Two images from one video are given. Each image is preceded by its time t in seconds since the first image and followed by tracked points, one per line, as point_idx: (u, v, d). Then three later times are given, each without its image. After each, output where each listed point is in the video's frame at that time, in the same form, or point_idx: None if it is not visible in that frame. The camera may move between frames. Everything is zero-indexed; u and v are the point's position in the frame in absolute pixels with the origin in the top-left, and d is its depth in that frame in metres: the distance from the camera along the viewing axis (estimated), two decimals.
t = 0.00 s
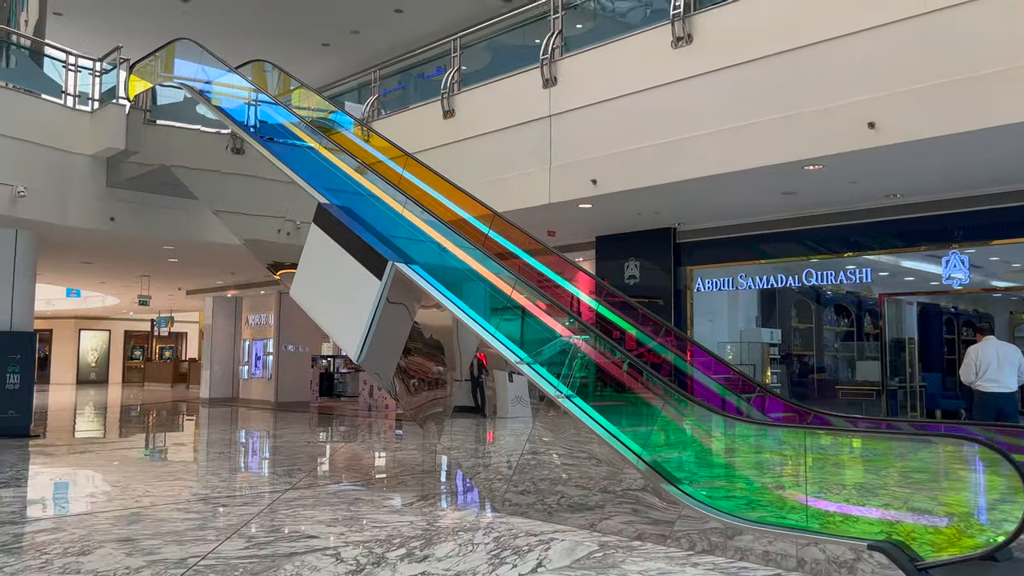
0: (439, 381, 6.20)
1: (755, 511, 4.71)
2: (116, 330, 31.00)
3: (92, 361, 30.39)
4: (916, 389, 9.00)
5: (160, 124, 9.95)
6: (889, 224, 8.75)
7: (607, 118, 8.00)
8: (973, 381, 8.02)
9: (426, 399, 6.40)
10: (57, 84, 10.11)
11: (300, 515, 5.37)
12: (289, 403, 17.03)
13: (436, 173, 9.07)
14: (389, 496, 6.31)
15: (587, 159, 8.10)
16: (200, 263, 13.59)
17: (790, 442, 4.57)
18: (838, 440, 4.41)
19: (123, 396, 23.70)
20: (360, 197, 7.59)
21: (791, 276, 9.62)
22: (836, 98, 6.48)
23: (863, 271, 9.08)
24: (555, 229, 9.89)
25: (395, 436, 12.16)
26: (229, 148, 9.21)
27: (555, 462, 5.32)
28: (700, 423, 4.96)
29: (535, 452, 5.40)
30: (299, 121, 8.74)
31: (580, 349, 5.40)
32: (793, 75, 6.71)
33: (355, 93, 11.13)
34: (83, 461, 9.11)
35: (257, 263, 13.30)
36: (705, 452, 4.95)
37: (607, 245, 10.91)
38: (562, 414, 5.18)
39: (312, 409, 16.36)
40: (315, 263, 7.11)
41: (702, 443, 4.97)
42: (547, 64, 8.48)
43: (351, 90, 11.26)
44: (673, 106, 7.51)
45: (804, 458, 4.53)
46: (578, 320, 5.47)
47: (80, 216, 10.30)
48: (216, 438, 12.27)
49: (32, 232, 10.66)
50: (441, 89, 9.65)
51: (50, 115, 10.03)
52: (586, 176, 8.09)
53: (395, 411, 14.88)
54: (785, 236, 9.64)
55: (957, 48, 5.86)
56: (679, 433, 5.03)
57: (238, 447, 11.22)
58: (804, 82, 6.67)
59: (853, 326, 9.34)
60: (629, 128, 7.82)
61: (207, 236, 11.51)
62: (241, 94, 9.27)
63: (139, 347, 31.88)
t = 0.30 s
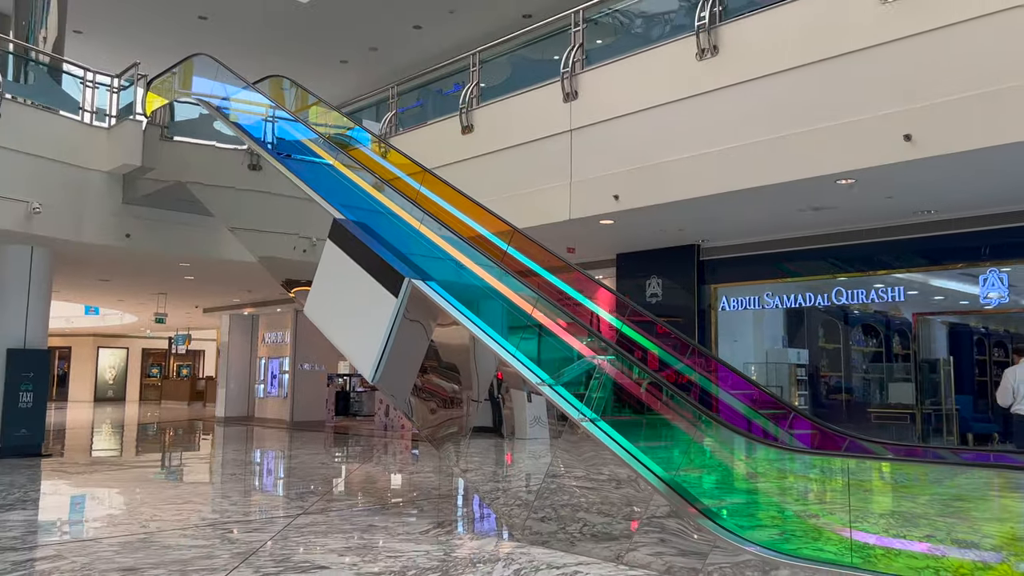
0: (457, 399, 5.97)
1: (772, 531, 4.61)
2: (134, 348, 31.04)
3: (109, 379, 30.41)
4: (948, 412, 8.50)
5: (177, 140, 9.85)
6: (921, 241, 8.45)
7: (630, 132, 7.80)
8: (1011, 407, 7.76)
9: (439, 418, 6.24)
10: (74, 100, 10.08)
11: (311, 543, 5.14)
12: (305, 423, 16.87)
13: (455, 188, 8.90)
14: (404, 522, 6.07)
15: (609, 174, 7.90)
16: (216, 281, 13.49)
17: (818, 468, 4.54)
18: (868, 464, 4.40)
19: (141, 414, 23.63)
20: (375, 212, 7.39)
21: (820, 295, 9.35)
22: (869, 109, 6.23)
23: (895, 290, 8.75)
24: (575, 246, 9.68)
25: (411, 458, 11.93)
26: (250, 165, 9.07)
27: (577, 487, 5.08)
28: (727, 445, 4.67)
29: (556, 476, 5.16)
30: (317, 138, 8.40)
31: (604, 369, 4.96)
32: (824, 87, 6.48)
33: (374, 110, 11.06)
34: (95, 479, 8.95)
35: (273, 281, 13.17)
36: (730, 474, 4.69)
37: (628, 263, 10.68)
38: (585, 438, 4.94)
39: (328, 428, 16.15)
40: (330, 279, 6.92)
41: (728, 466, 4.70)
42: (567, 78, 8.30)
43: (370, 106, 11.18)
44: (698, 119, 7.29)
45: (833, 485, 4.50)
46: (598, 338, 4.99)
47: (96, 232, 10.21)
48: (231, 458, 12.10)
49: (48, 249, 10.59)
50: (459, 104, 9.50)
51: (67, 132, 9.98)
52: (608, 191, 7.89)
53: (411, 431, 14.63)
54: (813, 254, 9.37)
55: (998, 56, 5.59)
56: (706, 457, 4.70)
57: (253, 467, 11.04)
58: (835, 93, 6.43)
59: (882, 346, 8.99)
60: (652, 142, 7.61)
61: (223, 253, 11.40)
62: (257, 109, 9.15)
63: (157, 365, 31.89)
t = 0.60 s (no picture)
0: (486, 417, 5.73)
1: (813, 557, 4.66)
2: (163, 365, 31.24)
3: (139, 395, 30.64)
4: (997, 437, 8.05)
5: (205, 156, 9.79)
6: (970, 258, 8.10)
7: (663, 145, 7.58)
8: None
9: (466, 437, 6.02)
10: (106, 117, 10.15)
11: (333, 569, 4.93)
12: (331, 441, 16.74)
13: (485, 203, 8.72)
14: (429, 549, 5.84)
15: (642, 188, 7.68)
16: (243, 298, 13.44)
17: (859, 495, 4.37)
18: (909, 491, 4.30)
19: (169, 432, 23.68)
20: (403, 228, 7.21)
21: (862, 314, 8.98)
22: (917, 119, 5.96)
23: (941, 309, 8.38)
24: (607, 262, 9.44)
25: (437, 478, 11.70)
26: (280, 183, 8.86)
27: (608, 513, 4.82)
28: (760, 464, 4.68)
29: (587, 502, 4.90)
30: (348, 154, 8.34)
31: (640, 392, 4.70)
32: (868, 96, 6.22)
33: (402, 126, 10.97)
34: (118, 497, 8.85)
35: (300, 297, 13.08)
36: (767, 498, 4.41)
37: (660, 280, 10.41)
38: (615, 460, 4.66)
39: (354, 447, 15.98)
40: (355, 296, 6.74)
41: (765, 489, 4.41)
42: (599, 90, 8.12)
43: (398, 122, 11.09)
44: (734, 131, 7.06)
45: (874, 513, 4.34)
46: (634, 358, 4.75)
47: (124, 249, 10.18)
48: (256, 476, 11.97)
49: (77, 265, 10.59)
50: (488, 118, 9.36)
51: (97, 148, 9.99)
52: (641, 206, 7.67)
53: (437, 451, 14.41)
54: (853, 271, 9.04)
55: None
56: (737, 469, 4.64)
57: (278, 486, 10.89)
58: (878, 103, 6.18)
59: (925, 368, 8.60)
60: (686, 155, 7.39)
61: (249, 269, 11.32)
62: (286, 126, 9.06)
63: (186, 382, 32.07)
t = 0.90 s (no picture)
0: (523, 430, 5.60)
1: None
2: (202, 380, 31.52)
3: (179, 410, 30.93)
4: None
5: (242, 170, 9.78)
6: None
7: (707, 151, 7.34)
8: None
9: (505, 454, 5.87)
10: (143, 131, 10.19)
11: None
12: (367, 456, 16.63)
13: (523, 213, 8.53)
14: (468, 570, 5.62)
15: (686, 196, 7.43)
16: (279, 312, 13.41)
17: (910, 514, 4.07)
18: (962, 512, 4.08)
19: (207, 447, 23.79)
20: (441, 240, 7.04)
21: (918, 326, 8.58)
22: (979, 119, 5.62)
23: (1001, 321, 7.96)
24: (648, 273, 9.19)
25: (474, 495, 11.49)
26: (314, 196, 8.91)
27: (651, 533, 4.57)
28: (810, 479, 4.06)
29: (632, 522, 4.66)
30: (385, 167, 8.07)
31: (692, 411, 4.38)
32: (925, 97, 5.91)
33: (438, 138, 10.86)
34: (154, 513, 8.78)
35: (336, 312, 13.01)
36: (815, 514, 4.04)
37: (703, 292, 10.12)
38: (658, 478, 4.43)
39: (390, 463, 15.82)
40: (391, 310, 6.60)
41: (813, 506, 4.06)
42: (640, 96, 7.90)
43: (435, 134, 10.99)
44: (782, 135, 6.78)
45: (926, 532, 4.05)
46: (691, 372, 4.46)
47: (162, 263, 10.19)
48: (292, 492, 11.87)
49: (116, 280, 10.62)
50: (526, 128, 9.21)
51: (135, 163, 10.03)
52: (685, 214, 7.41)
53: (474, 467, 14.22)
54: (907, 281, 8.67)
55: None
56: (784, 485, 4.06)
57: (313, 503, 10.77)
58: (935, 102, 5.85)
59: (983, 383, 8.15)
60: (731, 162, 7.14)
61: (286, 283, 11.27)
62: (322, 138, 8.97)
63: (225, 397, 32.33)
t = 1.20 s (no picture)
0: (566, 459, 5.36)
1: None
2: (248, 397, 31.76)
3: (225, 427, 31.19)
4: None
5: (285, 186, 9.75)
6: None
7: (762, 158, 7.05)
8: None
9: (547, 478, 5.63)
10: (188, 148, 10.21)
11: None
12: (411, 474, 16.47)
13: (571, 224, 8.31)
14: None
15: (741, 204, 7.14)
16: (323, 328, 13.36)
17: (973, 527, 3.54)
18: None
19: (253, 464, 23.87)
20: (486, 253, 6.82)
21: (989, 338, 8.10)
22: None
23: None
24: (699, 285, 8.89)
25: (520, 514, 11.23)
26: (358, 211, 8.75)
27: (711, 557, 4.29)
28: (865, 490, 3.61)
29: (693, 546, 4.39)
30: (429, 180, 7.69)
31: (758, 430, 3.98)
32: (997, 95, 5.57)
33: (481, 150, 10.72)
34: (199, 532, 8.70)
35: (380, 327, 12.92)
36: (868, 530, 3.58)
37: (758, 304, 9.77)
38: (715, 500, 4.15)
39: (434, 480, 15.64)
40: (436, 325, 6.42)
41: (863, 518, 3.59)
42: (690, 102, 7.66)
43: (478, 147, 10.85)
44: (842, 139, 6.47)
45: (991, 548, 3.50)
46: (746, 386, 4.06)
47: (206, 279, 10.19)
48: (336, 510, 11.76)
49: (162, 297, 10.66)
50: (571, 138, 9.02)
51: (181, 180, 10.07)
52: (740, 223, 7.12)
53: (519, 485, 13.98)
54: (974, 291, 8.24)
55: None
56: (839, 501, 3.64)
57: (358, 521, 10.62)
58: (1010, 99, 5.48)
59: None
60: (787, 168, 6.84)
61: (330, 299, 11.20)
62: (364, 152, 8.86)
63: (270, 414, 32.53)
